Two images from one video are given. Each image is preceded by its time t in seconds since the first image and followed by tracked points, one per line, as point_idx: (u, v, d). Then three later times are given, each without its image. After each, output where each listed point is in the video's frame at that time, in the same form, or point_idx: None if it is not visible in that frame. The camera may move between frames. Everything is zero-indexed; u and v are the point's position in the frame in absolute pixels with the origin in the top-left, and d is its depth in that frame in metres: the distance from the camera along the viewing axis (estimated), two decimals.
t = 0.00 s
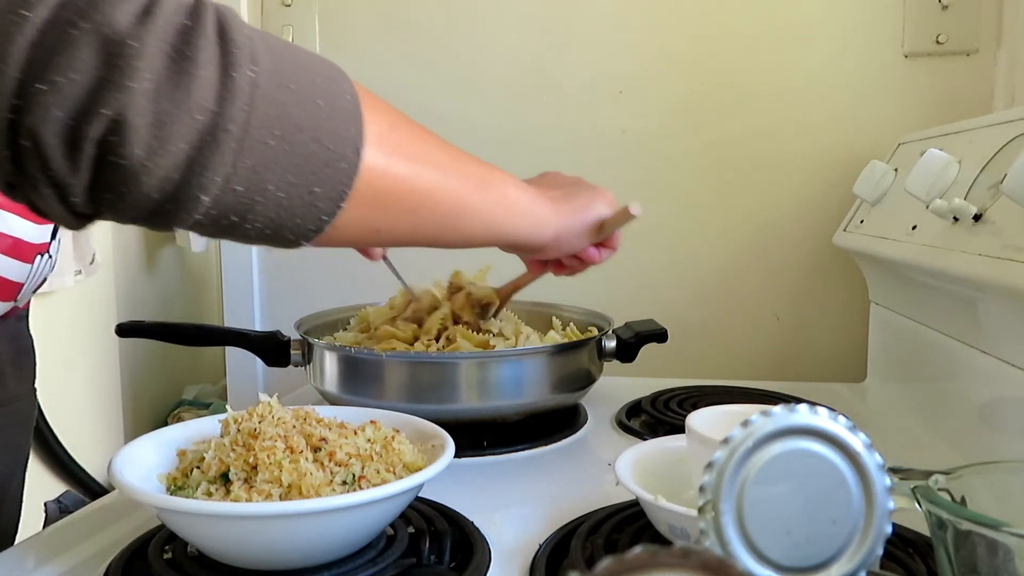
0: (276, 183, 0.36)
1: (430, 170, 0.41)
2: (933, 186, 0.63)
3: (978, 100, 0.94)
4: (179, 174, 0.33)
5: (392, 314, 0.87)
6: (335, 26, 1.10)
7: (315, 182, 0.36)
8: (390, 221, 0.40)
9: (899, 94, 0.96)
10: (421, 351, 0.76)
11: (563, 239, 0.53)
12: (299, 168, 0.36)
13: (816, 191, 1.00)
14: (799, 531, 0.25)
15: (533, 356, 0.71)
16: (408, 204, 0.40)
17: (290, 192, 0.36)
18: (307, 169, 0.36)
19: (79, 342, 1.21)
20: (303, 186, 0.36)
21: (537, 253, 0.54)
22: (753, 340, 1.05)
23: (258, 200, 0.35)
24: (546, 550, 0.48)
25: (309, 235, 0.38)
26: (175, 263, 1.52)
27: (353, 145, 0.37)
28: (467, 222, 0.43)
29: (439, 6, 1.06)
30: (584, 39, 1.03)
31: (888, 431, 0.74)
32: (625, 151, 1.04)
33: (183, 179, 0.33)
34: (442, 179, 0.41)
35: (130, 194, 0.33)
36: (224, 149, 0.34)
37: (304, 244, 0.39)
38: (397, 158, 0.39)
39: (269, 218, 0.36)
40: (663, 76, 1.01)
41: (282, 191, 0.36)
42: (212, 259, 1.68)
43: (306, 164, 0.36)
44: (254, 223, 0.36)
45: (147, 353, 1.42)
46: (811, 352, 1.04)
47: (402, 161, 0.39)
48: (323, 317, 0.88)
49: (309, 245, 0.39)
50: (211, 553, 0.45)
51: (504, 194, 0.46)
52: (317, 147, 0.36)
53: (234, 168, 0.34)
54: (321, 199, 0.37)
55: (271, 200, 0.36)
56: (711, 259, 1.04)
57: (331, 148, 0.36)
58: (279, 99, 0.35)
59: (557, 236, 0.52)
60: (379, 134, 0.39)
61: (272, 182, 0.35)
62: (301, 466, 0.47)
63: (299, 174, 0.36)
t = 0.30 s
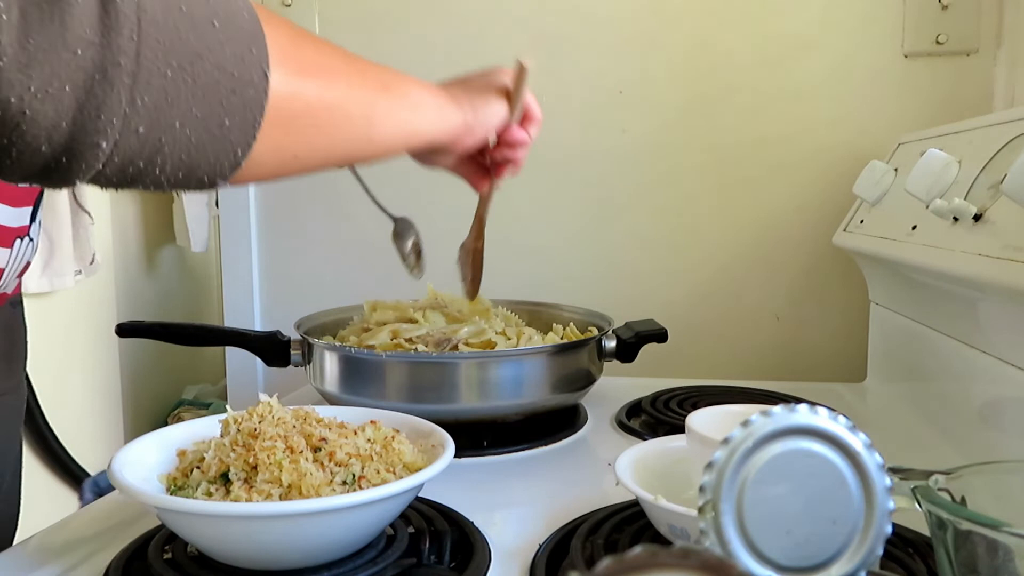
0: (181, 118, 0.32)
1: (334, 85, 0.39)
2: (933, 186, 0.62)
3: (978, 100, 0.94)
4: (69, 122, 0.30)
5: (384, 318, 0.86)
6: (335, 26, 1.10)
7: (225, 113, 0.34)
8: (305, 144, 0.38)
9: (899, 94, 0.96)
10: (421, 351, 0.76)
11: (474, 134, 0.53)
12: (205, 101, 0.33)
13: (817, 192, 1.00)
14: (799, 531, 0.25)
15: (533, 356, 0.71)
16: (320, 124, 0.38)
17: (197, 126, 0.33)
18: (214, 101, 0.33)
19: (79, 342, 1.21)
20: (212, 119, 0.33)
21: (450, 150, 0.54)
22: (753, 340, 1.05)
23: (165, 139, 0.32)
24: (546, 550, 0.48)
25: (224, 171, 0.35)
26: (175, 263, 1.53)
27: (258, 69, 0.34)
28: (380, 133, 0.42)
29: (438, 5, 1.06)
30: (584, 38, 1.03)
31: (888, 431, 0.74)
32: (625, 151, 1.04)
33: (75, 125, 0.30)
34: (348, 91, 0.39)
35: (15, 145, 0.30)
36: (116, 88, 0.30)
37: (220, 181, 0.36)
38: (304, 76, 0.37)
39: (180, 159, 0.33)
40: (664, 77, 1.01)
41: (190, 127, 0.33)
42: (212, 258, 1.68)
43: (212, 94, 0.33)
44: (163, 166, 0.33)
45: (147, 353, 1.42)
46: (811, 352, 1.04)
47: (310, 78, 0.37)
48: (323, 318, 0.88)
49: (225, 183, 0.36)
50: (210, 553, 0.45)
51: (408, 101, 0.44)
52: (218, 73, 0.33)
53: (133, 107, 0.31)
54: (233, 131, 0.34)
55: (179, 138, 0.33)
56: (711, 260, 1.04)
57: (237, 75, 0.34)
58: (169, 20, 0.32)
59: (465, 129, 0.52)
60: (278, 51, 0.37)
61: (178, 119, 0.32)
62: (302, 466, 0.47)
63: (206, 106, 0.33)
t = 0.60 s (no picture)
0: (163, 87, 0.34)
1: (266, 83, 0.42)
2: (933, 186, 0.62)
3: (978, 100, 0.94)
4: (71, 74, 0.30)
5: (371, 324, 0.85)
6: (335, 26, 1.10)
7: (195, 90, 0.35)
8: (247, 129, 0.40)
9: (899, 94, 0.96)
10: (421, 350, 0.76)
11: (346, 139, 0.52)
12: (182, 74, 0.34)
13: (817, 191, 1.00)
14: (799, 531, 0.25)
15: (533, 356, 0.71)
16: (254, 113, 0.40)
17: (176, 98, 0.35)
18: (189, 75, 0.35)
19: (79, 340, 1.21)
20: (184, 94, 0.35)
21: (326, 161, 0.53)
22: (753, 340, 1.05)
23: (145, 104, 0.33)
24: (546, 550, 0.48)
25: (183, 150, 0.36)
26: (175, 262, 1.53)
27: (221, 53, 0.37)
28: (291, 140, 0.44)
29: (438, 5, 1.06)
30: (584, 39, 1.03)
31: (889, 432, 0.74)
32: (625, 151, 1.04)
33: (78, 77, 0.31)
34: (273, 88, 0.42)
35: (12, 92, 0.30)
36: (115, 43, 0.31)
37: (177, 161, 0.37)
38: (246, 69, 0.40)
39: (152, 128, 0.34)
40: (664, 77, 1.01)
41: (167, 97, 0.34)
42: (212, 259, 1.68)
43: (188, 70, 0.35)
44: (138, 133, 0.34)
45: (147, 353, 1.42)
46: (811, 352, 1.04)
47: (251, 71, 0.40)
48: (323, 318, 0.88)
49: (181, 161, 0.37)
50: (210, 552, 0.45)
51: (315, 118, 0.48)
52: (196, 48, 0.35)
53: (126, 67, 0.32)
54: (199, 108, 0.36)
55: (158, 105, 0.34)
56: (711, 260, 1.04)
57: (207, 56, 0.36)
58: None
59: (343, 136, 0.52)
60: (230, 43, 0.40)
61: (159, 86, 0.34)
62: (301, 466, 0.47)
63: (182, 79, 0.34)
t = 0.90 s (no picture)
0: (28, 203, 0.30)
1: (172, 163, 0.37)
2: (933, 186, 0.62)
3: (978, 100, 0.94)
4: None
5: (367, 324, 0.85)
6: (336, 26, 1.10)
7: (73, 200, 0.31)
8: (163, 207, 0.35)
9: (899, 94, 0.96)
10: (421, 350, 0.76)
11: (265, 201, 0.50)
12: (56, 184, 0.30)
13: (817, 191, 1.00)
14: (799, 531, 0.25)
15: (533, 356, 0.71)
16: (175, 203, 0.36)
17: (46, 210, 0.30)
18: (64, 186, 0.31)
19: (79, 339, 1.21)
20: (57, 205, 0.31)
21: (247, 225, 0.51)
22: (753, 340, 1.05)
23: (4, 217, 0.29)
24: (546, 550, 0.48)
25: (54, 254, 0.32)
26: (175, 262, 1.53)
27: (110, 162, 0.32)
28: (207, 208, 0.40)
29: (438, 5, 1.06)
30: (584, 39, 1.03)
31: (889, 432, 0.74)
32: (625, 152, 1.04)
33: None
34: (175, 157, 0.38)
35: None
36: None
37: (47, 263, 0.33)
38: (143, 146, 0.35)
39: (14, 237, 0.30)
40: (664, 77, 1.01)
41: (34, 209, 0.30)
42: (212, 258, 1.68)
43: (64, 180, 0.31)
44: None
45: (146, 353, 1.42)
46: (812, 352, 1.04)
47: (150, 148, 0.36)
48: (323, 317, 0.88)
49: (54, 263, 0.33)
50: (210, 553, 0.45)
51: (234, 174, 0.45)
52: (76, 159, 0.31)
53: None
54: (75, 219, 0.31)
55: (21, 219, 0.30)
56: (711, 259, 1.04)
57: (90, 166, 0.31)
58: (45, 72, 0.30)
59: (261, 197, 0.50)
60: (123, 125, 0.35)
61: (24, 201, 0.30)
62: (302, 466, 0.47)
63: (54, 191, 0.30)
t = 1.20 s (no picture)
0: None
1: (127, 216, 0.41)
2: (933, 186, 0.63)
3: (978, 99, 0.94)
4: None
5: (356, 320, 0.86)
6: (336, 26, 1.10)
7: None
8: (119, 268, 0.40)
9: (899, 94, 0.96)
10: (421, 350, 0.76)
11: (263, 252, 0.51)
12: None
13: (817, 191, 1.00)
14: (799, 531, 0.25)
15: (533, 356, 0.71)
16: (134, 261, 0.41)
17: None
18: None
19: (79, 340, 1.21)
20: None
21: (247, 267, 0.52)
22: (753, 340, 1.05)
23: None
24: (546, 550, 0.48)
25: None
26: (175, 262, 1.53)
27: (39, 276, 0.35)
28: (170, 276, 0.43)
29: (438, 5, 1.06)
30: (583, 39, 1.03)
31: (889, 432, 0.74)
32: (625, 152, 1.04)
33: None
34: (126, 245, 0.40)
35: None
36: None
37: None
38: (83, 248, 0.38)
39: None
40: (664, 77, 1.01)
41: None
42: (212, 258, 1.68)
43: None
44: None
45: (146, 353, 1.42)
46: (812, 352, 1.04)
47: (89, 250, 0.38)
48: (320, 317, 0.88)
49: None
50: (210, 552, 0.45)
51: (217, 225, 0.47)
52: None
53: None
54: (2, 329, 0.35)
55: None
56: (711, 260, 1.04)
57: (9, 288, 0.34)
58: None
59: (254, 250, 0.51)
60: (63, 233, 0.37)
61: None
62: (301, 466, 0.47)
63: None
